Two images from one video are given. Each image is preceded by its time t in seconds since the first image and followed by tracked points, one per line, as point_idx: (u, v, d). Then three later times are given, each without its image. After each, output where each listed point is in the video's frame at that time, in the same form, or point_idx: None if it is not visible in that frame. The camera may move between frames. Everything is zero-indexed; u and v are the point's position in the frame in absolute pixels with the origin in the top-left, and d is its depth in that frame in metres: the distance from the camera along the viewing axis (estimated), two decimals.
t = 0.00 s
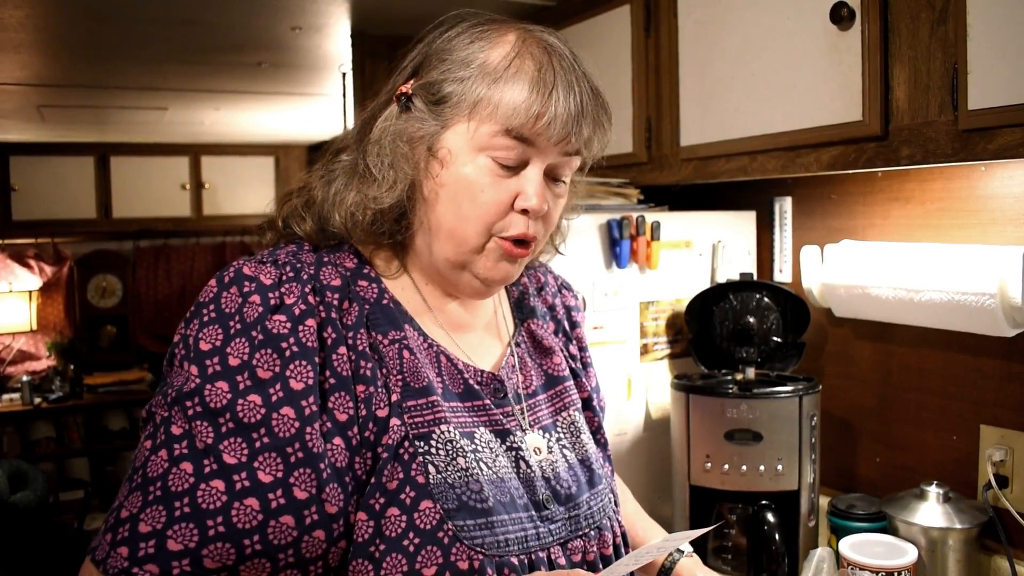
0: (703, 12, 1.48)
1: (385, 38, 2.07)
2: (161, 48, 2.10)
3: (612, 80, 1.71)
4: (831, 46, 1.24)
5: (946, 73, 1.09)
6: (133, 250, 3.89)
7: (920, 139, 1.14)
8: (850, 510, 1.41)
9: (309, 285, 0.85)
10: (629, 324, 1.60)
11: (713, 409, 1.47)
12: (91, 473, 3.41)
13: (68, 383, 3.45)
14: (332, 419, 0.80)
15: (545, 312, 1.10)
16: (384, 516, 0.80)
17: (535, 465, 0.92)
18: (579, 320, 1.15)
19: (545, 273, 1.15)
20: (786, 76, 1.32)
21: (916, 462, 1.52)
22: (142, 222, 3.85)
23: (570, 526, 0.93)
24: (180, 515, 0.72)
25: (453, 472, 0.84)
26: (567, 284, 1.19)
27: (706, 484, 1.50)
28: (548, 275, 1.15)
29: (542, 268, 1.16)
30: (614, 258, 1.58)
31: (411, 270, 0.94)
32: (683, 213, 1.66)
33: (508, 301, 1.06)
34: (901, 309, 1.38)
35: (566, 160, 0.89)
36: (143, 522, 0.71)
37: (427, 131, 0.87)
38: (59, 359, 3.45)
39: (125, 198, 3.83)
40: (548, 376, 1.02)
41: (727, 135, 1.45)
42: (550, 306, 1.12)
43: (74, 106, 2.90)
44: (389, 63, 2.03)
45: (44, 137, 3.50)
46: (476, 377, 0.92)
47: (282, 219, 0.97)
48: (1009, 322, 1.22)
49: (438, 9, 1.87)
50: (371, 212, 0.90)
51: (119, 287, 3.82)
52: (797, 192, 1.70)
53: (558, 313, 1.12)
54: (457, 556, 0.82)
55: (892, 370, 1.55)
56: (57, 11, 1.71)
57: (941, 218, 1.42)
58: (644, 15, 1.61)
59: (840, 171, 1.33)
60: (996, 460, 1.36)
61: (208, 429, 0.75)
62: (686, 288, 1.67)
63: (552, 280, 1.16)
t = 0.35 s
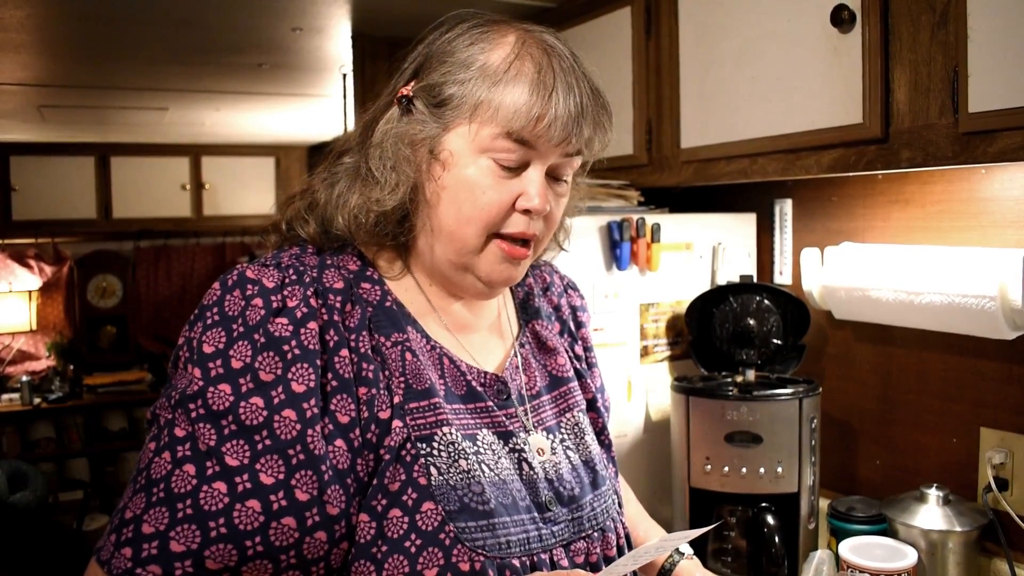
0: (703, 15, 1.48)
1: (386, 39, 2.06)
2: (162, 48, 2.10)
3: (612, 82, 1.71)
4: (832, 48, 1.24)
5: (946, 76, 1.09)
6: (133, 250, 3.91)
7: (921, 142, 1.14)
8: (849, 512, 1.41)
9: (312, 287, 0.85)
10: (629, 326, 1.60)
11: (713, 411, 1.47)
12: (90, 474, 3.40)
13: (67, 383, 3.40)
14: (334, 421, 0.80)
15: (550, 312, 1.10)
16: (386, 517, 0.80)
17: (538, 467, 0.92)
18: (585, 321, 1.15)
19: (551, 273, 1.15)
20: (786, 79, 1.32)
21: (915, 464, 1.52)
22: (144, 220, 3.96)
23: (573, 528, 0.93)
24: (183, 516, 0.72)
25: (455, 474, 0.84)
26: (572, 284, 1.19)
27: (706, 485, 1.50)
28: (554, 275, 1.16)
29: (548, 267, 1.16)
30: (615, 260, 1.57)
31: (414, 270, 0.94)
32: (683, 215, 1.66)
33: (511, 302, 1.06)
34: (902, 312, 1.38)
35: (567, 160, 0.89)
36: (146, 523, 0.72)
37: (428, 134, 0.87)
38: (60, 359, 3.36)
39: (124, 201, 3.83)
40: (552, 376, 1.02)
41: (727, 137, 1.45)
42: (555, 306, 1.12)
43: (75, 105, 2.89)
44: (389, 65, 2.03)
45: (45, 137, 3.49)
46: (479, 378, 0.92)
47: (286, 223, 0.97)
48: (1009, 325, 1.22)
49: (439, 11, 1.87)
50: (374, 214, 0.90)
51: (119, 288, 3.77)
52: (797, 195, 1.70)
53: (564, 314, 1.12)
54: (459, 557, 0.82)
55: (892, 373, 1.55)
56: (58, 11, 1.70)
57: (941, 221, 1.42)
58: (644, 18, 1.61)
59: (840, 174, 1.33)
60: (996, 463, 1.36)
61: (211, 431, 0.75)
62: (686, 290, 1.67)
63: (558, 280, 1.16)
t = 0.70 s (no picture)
0: (705, 18, 1.49)
1: (387, 41, 2.07)
2: (163, 50, 2.11)
3: (613, 84, 1.72)
4: (833, 52, 1.25)
5: (947, 79, 1.10)
6: (134, 252, 3.94)
7: (922, 145, 1.14)
8: (849, 515, 1.42)
9: (319, 286, 0.85)
10: (630, 328, 1.60)
11: (713, 413, 1.47)
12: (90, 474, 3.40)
13: (68, 384, 3.50)
14: (340, 419, 0.81)
15: (555, 313, 1.11)
16: (393, 516, 0.81)
17: (544, 466, 0.92)
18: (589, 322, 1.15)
19: (556, 275, 1.16)
20: (788, 82, 1.33)
21: (915, 467, 1.52)
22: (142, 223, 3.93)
23: (578, 527, 0.94)
24: (189, 512, 0.72)
25: (461, 473, 0.84)
26: (577, 285, 1.19)
27: (706, 487, 1.50)
28: (559, 276, 1.16)
29: (552, 269, 1.17)
30: (615, 262, 1.58)
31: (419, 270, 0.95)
32: (684, 217, 1.66)
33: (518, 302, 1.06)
34: (902, 315, 1.38)
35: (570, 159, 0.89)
36: (152, 519, 0.72)
37: (433, 134, 0.87)
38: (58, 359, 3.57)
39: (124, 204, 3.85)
40: (557, 377, 1.02)
41: (729, 140, 1.46)
42: (560, 308, 1.12)
43: (76, 106, 2.91)
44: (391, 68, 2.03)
45: (46, 137, 3.50)
46: (485, 378, 0.92)
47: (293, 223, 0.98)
48: (1009, 328, 1.23)
49: (440, 14, 1.88)
50: (380, 213, 0.90)
51: (119, 289, 3.88)
52: (798, 197, 1.70)
53: (568, 315, 1.12)
54: (465, 556, 0.82)
55: (892, 376, 1.55)
56: (60, 12, 1.71)
57: (941, 224, 1.42)
58: (646, 20, 1.62)
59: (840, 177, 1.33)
60: (996, 466, 1.36)
61: (218, 428, 0.75)
62: (687, 292, 1.67)
63: (563, 282, 1.17)
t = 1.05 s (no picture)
0: (701, 18, 1.49)
1: (384, 44, 2.07)
2: (160, 56, 2.12)
3: (610, 86, 1.72)
4: (829, 51, 1.25)
5: (944, 78, 1.10)
6: (133, 257, 4.02)
7: (919, 144, 1.14)
8: (850, 514, 1.42)
9: (321, 290, 0.85)
10: (630, 329, 1.60)
11: (713, 413, 1.47)
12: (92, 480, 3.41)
13: (67, 391, 3.56)
14: (344, 423, 0.81)
15: (558, 316, 1.11)
16: (398, 520, 0.81)
17: (549, 469, 0.92)
18: (591, 326, 1.16)
19: (559, 279, 1.16)
20: (785, 82, 1.33)
21: (916, 465, 1.52)
22: (144, 228, 3.92)
23: (583, 530, 0.94)
24: (193, 518, 0.72)
25: (466, 476, 0.84)
26: (579, 289, 1.20)
27: (706, 488, 1.50)
28: (562, 281, 1.17)
29: (555, 273, 1.17)
30: (613, 263, 1.58)
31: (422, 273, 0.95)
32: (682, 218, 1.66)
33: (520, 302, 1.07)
34: (901, 313, 1.39)
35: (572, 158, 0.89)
36: (156, 525, 0.72)
37: (434, 136, 0.87)
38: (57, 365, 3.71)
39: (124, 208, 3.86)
40: (561, 379, 1.02)
41: (726, 140, 1.46)
42: (563, 311, 1.13)
43: (73, 112, 2.91)
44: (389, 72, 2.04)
45: (43, 143, 3.51)
46: (489, 381, 0.92)
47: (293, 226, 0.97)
48: (1007, 325, 1.23)
49: (436, 17, 1.88)
50: (382, 214, 0.91)
51: (118, 294, 3.96)
52: (796, 197, 1.70)
53: (571, 318, 1.13)
54: (470, 559, 0.82)
55: (892, 374, 1.55)
56: (57, 19, 1.72)
57: (939, 222, 1.43)
58: (643, 21, 1.62)
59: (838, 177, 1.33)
60: (996, 463, 1.36)
61: (221, 433, 0.75)
62: (686, 292, 1.67)
63: (565, 286, 1.17)
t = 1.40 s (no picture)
0: (701, 20, 1.49)
1: (383, 45, 2.07)
2: (159, 55, 2.12)
3: (610, 87, 1.72)
4: (829, 53, 1.25)
5: (943, 81, 1.10)
6: (133, 257, 4.03)
7: (918, 147, 1.14)
8: (846, 516, 1.42)
9: (324, 291, 0.85)
10: (628, 331, 1.60)
11: (711, 415, 1.47)
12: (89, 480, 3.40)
13: (66, 390, 3.56)
14: (345, 425, 0.80)
15: (560, 318, 1.11)
16: (397, 523, 0.81)
17: (548, 472, 0.92)
18: (593, 327, 1.16)
19: (561, 281, 1.17)
20: (784, 84, 1.33)
21: (913, 469, 1.52)
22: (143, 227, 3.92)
23: (583, 533, 0.94)
24: (192, 519, 0.72)
25: (465, 479, 0.84)
26: (581, 291, 1.20)
27: (704, 490, 1.50)
28: (564, 283, 1.17)
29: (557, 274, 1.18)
30: (612, 264, 1.58)
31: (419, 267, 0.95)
32: (681, 219, 1.66)
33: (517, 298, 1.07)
34: (899, 317, 1.39)
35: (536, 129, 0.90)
36: (155, 525, 0.71)
37: (408, 119, 0.92)
38: (55, 364, 3.64)
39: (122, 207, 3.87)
40: (563, 381, 1.02)
41: (725, 142, 1.46)
42: (565, 313, 1.13)
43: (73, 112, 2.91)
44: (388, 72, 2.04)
45: (42, 142, 3.51)
46: (490, 382, 0.93)
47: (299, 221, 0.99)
48: (1005, 329, 1.23)
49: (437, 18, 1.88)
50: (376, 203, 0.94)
51: (117, 293, 3.98)
52: (795, 199, 1.70)
53: (573, 320, 1.13)
54: (469, 563, 0.82)
55: (890, 377, 1.55)
56: (57, 18, 1.72)
57: (938, 226, 1.42)
58: (643, 23, 1.62)
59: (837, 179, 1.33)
60: (993, 467, 1.36)
61: (221, 434, 0.75)
62: (685, 294, 1.67)
63: (568, 287, 1.18)
